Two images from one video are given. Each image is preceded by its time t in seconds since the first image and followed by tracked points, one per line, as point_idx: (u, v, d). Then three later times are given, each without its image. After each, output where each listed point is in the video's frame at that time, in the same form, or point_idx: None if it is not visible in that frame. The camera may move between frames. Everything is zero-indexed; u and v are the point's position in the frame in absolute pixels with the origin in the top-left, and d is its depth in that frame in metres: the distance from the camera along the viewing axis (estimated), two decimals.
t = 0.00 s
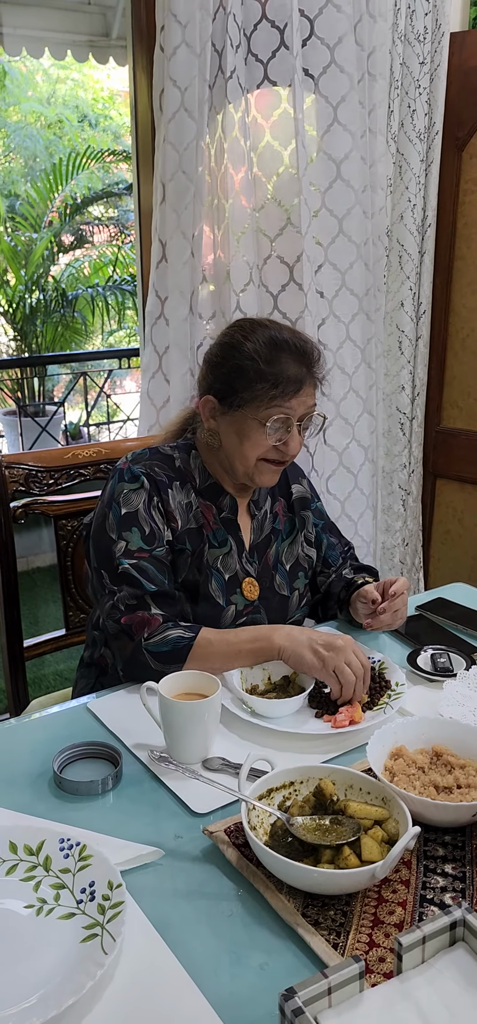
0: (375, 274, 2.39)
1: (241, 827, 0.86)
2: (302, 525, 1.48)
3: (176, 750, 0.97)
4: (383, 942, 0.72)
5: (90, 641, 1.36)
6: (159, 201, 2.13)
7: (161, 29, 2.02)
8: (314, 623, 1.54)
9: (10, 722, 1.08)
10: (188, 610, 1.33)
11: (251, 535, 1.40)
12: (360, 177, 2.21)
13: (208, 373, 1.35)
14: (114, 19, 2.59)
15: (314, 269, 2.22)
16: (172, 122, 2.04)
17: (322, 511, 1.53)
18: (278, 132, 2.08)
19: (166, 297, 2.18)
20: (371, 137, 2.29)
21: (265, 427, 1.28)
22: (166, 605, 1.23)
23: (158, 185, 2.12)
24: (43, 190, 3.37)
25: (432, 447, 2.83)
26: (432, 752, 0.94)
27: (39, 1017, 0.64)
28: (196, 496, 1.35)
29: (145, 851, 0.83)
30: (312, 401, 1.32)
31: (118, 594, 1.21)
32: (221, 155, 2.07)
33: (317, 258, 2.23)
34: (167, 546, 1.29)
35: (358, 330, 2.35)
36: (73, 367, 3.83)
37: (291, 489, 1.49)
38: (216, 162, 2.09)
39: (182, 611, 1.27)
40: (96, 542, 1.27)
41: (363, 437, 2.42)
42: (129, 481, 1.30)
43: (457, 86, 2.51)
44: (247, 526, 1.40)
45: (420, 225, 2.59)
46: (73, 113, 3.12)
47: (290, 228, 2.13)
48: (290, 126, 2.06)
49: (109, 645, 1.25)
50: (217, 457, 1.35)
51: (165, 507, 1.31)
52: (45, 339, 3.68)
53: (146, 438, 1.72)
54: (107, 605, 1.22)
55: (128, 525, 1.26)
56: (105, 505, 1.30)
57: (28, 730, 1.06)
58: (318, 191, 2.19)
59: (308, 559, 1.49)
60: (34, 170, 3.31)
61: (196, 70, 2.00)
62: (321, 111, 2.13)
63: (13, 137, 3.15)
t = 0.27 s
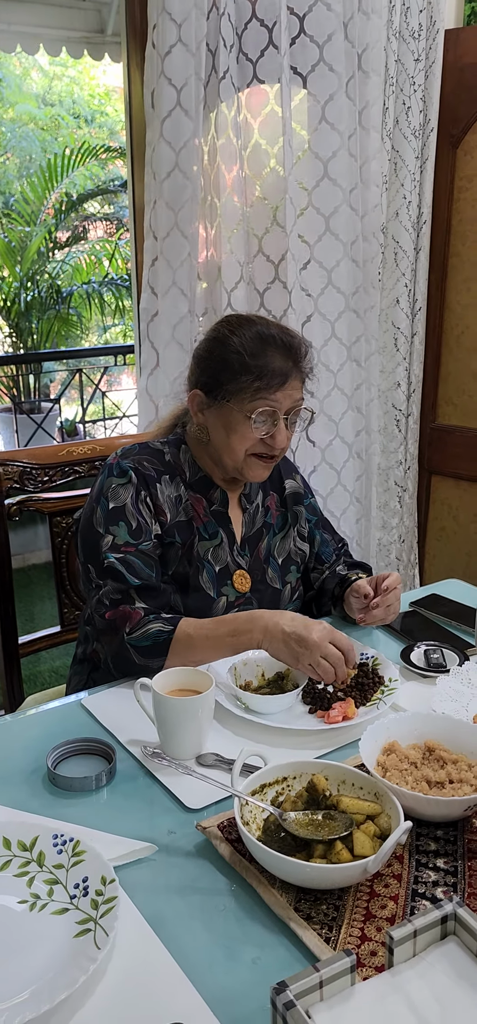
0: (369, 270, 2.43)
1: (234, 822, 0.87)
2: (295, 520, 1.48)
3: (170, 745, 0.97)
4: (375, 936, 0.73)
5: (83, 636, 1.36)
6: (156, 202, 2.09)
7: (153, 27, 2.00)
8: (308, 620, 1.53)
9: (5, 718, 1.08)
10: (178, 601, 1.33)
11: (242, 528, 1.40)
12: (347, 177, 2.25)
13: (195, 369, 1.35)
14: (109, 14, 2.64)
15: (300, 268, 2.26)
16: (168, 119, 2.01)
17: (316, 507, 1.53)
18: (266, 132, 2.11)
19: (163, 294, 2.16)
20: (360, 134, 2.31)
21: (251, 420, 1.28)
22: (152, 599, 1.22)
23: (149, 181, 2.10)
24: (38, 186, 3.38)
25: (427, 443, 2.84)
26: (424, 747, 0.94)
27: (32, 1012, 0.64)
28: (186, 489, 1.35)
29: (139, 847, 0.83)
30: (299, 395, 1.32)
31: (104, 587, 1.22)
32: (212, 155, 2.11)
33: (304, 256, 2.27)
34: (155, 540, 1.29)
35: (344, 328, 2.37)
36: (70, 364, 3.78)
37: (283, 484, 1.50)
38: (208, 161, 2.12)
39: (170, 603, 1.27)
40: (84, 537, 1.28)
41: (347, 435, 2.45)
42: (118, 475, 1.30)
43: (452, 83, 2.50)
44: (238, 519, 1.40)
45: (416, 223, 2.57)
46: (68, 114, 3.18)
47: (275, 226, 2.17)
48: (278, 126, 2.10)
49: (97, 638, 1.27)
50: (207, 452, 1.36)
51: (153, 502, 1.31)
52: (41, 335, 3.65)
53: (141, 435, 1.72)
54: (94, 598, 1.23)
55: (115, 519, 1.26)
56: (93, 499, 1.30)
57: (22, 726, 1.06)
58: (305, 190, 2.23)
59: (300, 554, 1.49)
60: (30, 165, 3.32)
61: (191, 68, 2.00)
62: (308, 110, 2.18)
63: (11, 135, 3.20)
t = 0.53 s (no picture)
0: (365, 265, 2.42)
1: (230, 818, 0.87)
2: (290, 516, 1.49)
3: (166, 742, 0.97)
4: (370, 931, 0.73)
5: (79, 632, 1.35)
6: (151, 198, 2.08)
7: (146, 23, 2.00)
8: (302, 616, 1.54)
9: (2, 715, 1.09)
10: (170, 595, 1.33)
11: (237, 524, 1.39)
12: (337, 172, 2.25)
13: (185, 364, 1.36)
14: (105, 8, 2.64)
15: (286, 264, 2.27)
16: (161, 117, 2.01)
17: (311, 504, 1.53)
18: (256, 131, 2.12)
19: (156, 288, 2.15)
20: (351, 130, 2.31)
21: (239, 411, 1.28)
22: (142, 598, 1.22)
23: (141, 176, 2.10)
24: (33, 180, 3.39)
25: (423, 439, 2.84)
26: (420, 743, 0.94)
27: (28, 1007, 0.64)
28: (178, 484, 1.35)
29: (135, 843, 0.83)
30: (289, 386, 1.32)
31: (94, 585, 1.22)
32: (207, 152, 2.15)
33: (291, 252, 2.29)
34: (147, 536, 1.29)
35: (332, 324, 2.38)
36: (65, 359, 3.75)
37: (279, 479, 1.49)
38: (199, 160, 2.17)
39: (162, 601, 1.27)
40: (76, 534, 1.29)
41: (334, 430, 2.46)
42: (109, 472, 1.30)
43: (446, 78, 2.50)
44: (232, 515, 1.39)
45: (412, 219, 2.57)
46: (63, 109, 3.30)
47: (263, 223, 2.18)
48: (267, 123, 2.11)
49: (88, 635, 1.28)
50: (199, 447, 1.35)
51: (145, 498, 1.30)
52: (36, 331, 3.64)
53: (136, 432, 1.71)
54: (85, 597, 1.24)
55: (106, 517, 1.26)
56: (85, 496, 1.30)
57: (18, 723, 1.07)
58: (294, 186, 2.25)
59: (295, 550, 1.49)
60: (25, 161, 3.35)
61: (185, 65, 2.00)
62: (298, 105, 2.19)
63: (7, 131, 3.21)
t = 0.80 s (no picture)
0: (362, 260, 2.44)
1: (231, 818, 0.86)
2: (288, 514, 1.47)
3: (165, 741, 0.97)
4: (373, 932, 0.72)
5: (74, 631, 1.34)
6: (144, 190, 2.06)
7: (141, 14, 1.98)
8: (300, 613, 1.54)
9: None
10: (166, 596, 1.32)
11: (235, 523, 1.39)
12: (328, 167, 2.26)
13: (182, 360, 1.36)
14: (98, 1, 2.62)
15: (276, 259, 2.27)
16: (156, 109, 2.00)
17: (309, 501, 1.53)
18: (248, 124, 2.13)
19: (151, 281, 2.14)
20: (346, 123, 2.32)
21: (236, 407, 1.27)
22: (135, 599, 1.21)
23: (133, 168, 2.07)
24: (26, 176, 3.34)
25: (419, 435, 2.83)
26: (421, 741, 0.94)
27: (29, 1011, 0.63)
28: (174, 481, 1.34)
29: (135, 843, 0.83)
30: (287, 382, 1.30)
31: (86, 586, 1.21)
32: (204, 147, 2.14)
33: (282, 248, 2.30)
34: (141, 536, 1.28)
35: (322, 321, 2.38)
36: (58, 356, 3.75)
37: (276, 476, 1.49)
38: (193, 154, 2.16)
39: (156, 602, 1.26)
40: (70, 533, 1.27)
41: (322, 426, 2.47)
42: (104, 471, 1.29)
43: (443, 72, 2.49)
44: (230, 514, 1.38)
45: (408, 213, 2.58)
46: (56, 103, 3.20)
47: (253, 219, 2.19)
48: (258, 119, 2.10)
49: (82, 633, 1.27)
50: (195, 444, 1.34)
51: (140, 497, 1.29)
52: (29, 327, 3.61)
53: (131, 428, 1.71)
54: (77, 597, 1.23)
55: (100, 516, 1.24)
56: (80, 495, 1.29)
57: (15, 723, 1.06)
58: (285, 180, 2.26)
59: (292, 548, 1.48)
60: (17, 155, 3.30)
61: (180, 57, 1.99)
62: (291, 98, 2.20)
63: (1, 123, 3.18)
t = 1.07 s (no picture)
0: (359, 255, 2.43)
1: (231, 823, 0.85)
2: (286, 513, 1.46)
3: (163, 744, 0.95)
4: (378, 939, 0.71)
5: (70, 632, 1.33)
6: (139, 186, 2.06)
7: (137, 6, 1.96)
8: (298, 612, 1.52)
9: None
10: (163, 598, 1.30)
11: (232, 523, 1.38)
12: (321, 161, 2.26)
13: (180, 358, 1.34)
14: None
15: (266, 254, 2.27)
16: (152, 102, 1.98)
17: (308, 499, 1.52)
18: (241, 119, 2.12)
19: (146, 276, 2.12)
20: (341, 117, 2.31)
21: (234, 407, 1.25)
22: (128, 601, 1.20)
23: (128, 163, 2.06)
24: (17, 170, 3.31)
25: (415, 431, 2.82)
26: (423, 743, 0.93)
27: None
28: (170, 482, 1.32)
29: (134, 850, 0.81)
30: (286, 382, 1.29)
31: (80, 588, 1.19)
32: (202, 141, 2.13)
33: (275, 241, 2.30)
34: (136, 537, 1.26)
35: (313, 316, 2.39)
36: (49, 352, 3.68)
37: (275, 475, 1.47)
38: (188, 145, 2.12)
39: (151, 605, 1.24)
40: (63, 534, 1.26)
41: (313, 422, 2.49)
42: (99, 472, 1.27)
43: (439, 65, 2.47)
44: (227, 514, 1.38)
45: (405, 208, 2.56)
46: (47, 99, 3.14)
47: (245, 214, 2.18)
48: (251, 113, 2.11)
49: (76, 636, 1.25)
50: (192, 445, 1.32)
51: (135, 498, 1.27)
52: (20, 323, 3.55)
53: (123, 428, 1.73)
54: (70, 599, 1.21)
55: (94, 517, 1.23)
56: (74, 495, 1.27)
57: (9, 726, 1.04)
58: (277, 175, 2.25)
59: (291, 549, 1.47)
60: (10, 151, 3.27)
61: (175, 50, 1.97)
62: (284, 92, 2.20)
63: None
